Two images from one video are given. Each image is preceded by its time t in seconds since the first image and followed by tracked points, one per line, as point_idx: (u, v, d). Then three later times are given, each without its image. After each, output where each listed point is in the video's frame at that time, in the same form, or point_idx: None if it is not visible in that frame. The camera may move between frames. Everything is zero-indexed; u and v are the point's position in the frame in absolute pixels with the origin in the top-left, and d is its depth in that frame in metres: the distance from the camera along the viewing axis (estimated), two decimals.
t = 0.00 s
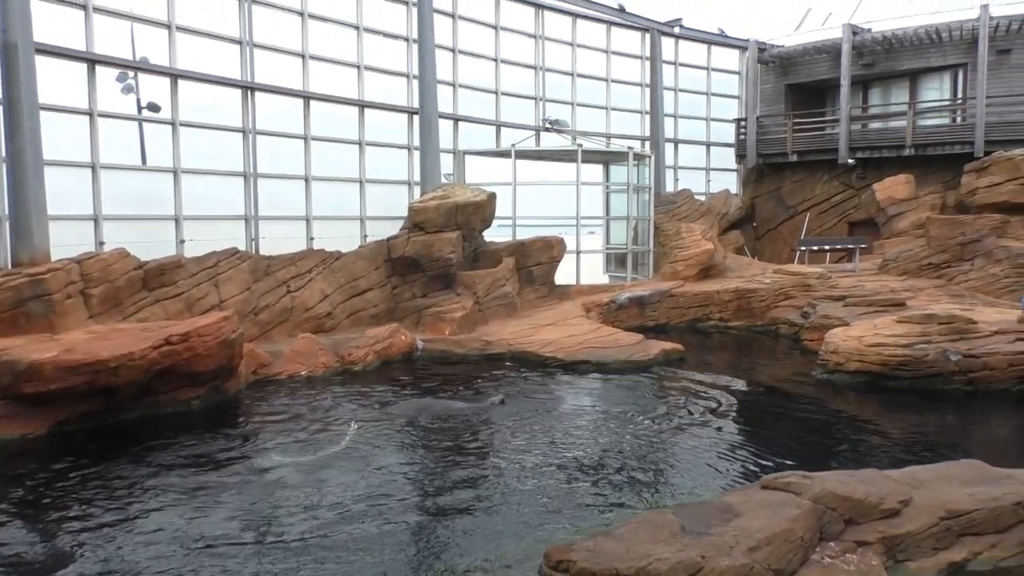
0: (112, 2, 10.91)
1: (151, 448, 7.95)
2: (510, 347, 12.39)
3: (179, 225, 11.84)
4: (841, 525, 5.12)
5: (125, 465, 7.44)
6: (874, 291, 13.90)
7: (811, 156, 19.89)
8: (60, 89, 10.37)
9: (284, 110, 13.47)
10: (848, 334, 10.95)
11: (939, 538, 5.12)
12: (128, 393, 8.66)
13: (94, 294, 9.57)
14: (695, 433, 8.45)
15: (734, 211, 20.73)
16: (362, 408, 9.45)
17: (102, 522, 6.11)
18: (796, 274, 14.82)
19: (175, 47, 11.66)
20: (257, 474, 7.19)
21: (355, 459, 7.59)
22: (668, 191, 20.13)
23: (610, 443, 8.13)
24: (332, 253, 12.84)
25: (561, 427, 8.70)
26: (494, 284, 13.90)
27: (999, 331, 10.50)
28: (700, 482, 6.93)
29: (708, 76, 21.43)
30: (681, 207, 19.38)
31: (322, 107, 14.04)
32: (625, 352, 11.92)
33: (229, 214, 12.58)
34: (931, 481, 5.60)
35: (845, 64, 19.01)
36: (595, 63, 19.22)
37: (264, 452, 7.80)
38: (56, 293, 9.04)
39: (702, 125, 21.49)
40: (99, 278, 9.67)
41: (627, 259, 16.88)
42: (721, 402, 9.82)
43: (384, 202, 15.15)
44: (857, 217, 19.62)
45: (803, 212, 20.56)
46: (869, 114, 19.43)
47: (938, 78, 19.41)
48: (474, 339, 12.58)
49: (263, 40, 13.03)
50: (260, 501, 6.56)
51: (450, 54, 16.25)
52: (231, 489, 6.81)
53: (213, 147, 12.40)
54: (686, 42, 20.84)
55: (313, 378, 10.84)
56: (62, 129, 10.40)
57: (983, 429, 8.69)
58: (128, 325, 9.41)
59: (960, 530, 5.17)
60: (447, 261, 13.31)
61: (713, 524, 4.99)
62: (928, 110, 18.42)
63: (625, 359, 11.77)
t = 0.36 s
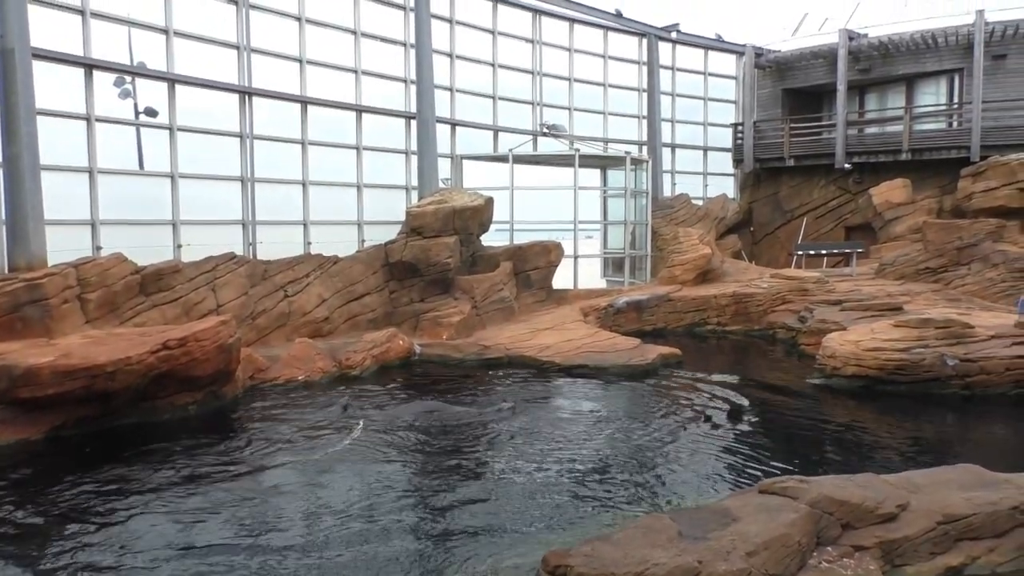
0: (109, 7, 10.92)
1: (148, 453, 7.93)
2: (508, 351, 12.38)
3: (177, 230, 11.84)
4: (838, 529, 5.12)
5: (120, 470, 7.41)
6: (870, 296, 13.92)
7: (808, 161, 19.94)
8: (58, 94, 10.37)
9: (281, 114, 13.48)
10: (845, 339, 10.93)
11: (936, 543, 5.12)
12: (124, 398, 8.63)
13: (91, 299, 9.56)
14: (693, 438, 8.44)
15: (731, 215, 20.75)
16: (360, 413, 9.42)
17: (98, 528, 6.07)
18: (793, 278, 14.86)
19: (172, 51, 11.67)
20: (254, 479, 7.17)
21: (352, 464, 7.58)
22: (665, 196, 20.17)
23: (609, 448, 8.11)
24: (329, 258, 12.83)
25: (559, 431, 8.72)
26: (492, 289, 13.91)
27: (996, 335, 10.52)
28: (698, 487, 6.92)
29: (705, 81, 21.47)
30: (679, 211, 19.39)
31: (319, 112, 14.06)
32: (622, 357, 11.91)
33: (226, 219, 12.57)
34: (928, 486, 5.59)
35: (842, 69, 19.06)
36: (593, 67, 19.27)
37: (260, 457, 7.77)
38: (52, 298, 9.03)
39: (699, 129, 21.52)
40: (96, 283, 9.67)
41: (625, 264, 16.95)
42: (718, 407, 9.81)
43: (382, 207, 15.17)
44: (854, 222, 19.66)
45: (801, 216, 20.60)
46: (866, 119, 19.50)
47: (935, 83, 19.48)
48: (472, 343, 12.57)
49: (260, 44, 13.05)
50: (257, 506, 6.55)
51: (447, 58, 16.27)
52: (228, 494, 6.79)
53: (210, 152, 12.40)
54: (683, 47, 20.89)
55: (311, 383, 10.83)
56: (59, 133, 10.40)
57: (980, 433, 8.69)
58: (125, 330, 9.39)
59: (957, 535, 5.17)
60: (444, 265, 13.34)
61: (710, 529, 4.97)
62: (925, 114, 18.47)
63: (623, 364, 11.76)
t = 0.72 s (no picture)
0: (108, 10, 10.92)
1: (146, 456, 7.91)
2: (507, 354, 12.38)
3: (175, 232, 11.82)
4: (837, 532, 5.12)
5: (118, 474, 7.39)
6: (869, 298, 13.94)
7: (807, 164, 19.96)
8: (57, 97, 10.36)
9: (280, 117, 13.49)
10: (844, 342, 10.93)
11: (935, 545, 5.12)
12: (122, 401, 8.62)
13: (89, 302, 9.54)
14: (691, 441, 8.44)
15: (730, 218, 20.76)
16: (358, 416, 9.41)
17: (95, 532, 6.05)
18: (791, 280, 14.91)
19: (171, 55, 11.67)
20: (252, 482, 7.16)
21: (350, 468, 7.57)
22: (663, 199, 20.19)
23: (608, 450, 8.11)
24: (328, 261, 12.82)
25: (557, 433, 8.74)
26: (491, 292, 13.91)
27: (994, 338, 10.55)
28: (695, 490, 6.93)
29: (703, 84, 21.48)
30: (677, 214, 19.41)
31: (318, 115, 14.06)
32: (621, 360, 11.90)
33: (224, 222, 12.57)
34: (927, 488, 5.59)
35: (840, 72, 19.08)
36: (591, 71, 19.29)
37: (258, 461, 7.76)
38: (50, 301, 9.01)
39: (698, 132, 21.52)
40: (95, 286, 9.66)
41: (623, 266, 17.00)
42: (717, 409, 9.80)
43: (381, 210, 15.17)
44: (852, 224, 19.69)
45: (799, 219, 20.62)
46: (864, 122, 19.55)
47: (933, 86, 19.52)
48: (470, 347, 12.56)
49: (259, 48, 13.06)
50: (256, 509, 6.54)
51: (446, 61, 16.27)
52: (227, 498, 6.78)
53: (208, 155, 12.40)
54: (681, 50, 20.91)
55: (309, 386, 10.81)
56: (57, 137, 10.40)
57: (979, 436, 8.69)
58: (123, 334, 9.37)
59: (956, 537, 5.17)
60: (443, 268, 13.33)
61: (709, 532, 4.95)
62: (923, 117, 18.50)
63: (622, 367, 11.75)
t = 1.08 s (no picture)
0: (107, 13, 10.92)
1: (143, 460, 7.89)
2: (505, 357, 12.38)
3: (173, 235, 11.81)
4: (835, 534, 5.12)
5: (115, 477, 7.37)
6: (867, 301, 13.95)
7: (805, 167, 19.98)
8: (54, 99, 10.34)
9: (278, 120, 13.48)
10: (842, 344, 10.93)
11: (934, 548, 5.11)
12: (120, 404, 8.60)
13: (87, 305, 9.53)
14: (690, 443, 8.44)
15: (728, 221, 20.78)
16: (356, 419, 9.39)
17: (92, 536, 6.03)
18: (789, 283, 14.90)
19: (169, 57, 11.67)
20: (250, 485, 7.14)
21: (348, 471, 7.56)
22: (661, 202, 20.21)
23: (608, 453, 8.10)
24: (326, 264, 12.82)
25: (556, 435, 8.77)
26: (489, 294, 13.91)
27: (991, 340, 10.57)
28: (694, 492, 6.93)
29: (701, 86, 21.50)
30: (675, 217, 19.44)
31: (317, 118, 14.07)
32: (619, 362, 11.90)
33: (222, 225, 12.56)
34: (926, 491, 5.58)
35: (838, 75, 19.11)
36: (589, 73, 19.31)
37: (255, 464, 7.74)
38: (48, 304, 9.00)
39: (696, 135, 21.53)
40: (92, 289, 9.66)
41: (622, 269, 16.93)
42: (715, 412, 9.79)
43: (379, 212, 15.16)
44: (850, 227, 19.71)
45: (797, 221, 20.65)
46: (861, 124, 19.59)
47: (930, 89, 19.57)
48: (469, 350, 12.55)
49: (257, 50, 13.05)
50: (254, 512, 6.53)
51: (444, 64, 16.28)
52: (224, 501, 6.76)
53: (206, 158, 12.39)
54: (679, 53, 20.92)
55: (308, 389, 10.80)
56: (55, 139, 10.38)
57: (977, 438, 8.69)
58: (121, 336, 9.36)
59: (954, 540, 5.16)
60: (441, 271, 13.31)
61: (708, 534, 4.93)
62: (921, 120, 18.53)
63: (620, 369, 11.74)
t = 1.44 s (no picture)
0: (105, 16, 10.92)
1: (141, 463, 7.88)
2: (503, 360, 12.38)
3: (171, 239, 11.80)
4: (834, 537, 5.12)
5: (113, 481, 7.35)
6: (865, 303, 13.97)
7: (803, 169, 20.01)
8: (52, 103, 10.33)
9: (276, 124, 13.48)
10: (840, 347, 10.95)
11: (932, 550, 5.11)
12: (118, 408, 8.59)
13: (85, 309, 9.52)
14: (689, 446, 8.43)
15: (726, 224, 20.79)
16: (354, 422, 9.38)
17: (89, 540, 6.01)
18: (787, 286, 14.90)
19: (168, 61, 11.67)
20: (248, 489, 7.13)
21: (346, 474, 7.54)
22: (660, 205, 20.24)
23: (607, 456, 8.09)
24: (324, 267, 12.82)
25: (555, 438, 8.77)
26: (487, 297, 13.90)
27: (990, 343, 10.57)
28: (693, 494, 6.93)
29: (699, 89, 21.52)
30: (673, 219, 19.46)
31: (315, 121, 14.09)
32: (617, 365, 11.90)
33: (221, 229, 12.56)
34: (924, 493, 5.58)
35: (836, 78, 19.14)
36: (587, 77, 19.33)
37: (253, 467, 7.73)
38: (46, 307, 8.99)
39: (694, 138, 21.54)
40: (90, 292, 9.65)
41: (620, 271, 16.88)
42: (714, 415, 9.79)
43: (377, 215, 15.16)
44: (848, 229, 19.73)
45: (795, 224, 20.67)
46: (859, 127, 19.63)
47: (927, 92, 19.61)
48: (467, 352, 12.55)
49: (255, 54, 13.06)
50: (252, 516, 6.51)
51: (443, 67, 16.30)
52: (221, 505, 6.74)
53: (204, 161, 12.40)
54: (677, 56, 20.95)
55: (306, 393, 10.79)
56: (53, 143, 10.38)
57: (975, 440, 8.70)
58: (118, 340, 9.35)
59: (952, 542, 5.16)
60: (440, 274, 13.31)
61: (707, 537, 4.93)
62: (919, 123, 18.58)
63: (619, 372, 11.74)
